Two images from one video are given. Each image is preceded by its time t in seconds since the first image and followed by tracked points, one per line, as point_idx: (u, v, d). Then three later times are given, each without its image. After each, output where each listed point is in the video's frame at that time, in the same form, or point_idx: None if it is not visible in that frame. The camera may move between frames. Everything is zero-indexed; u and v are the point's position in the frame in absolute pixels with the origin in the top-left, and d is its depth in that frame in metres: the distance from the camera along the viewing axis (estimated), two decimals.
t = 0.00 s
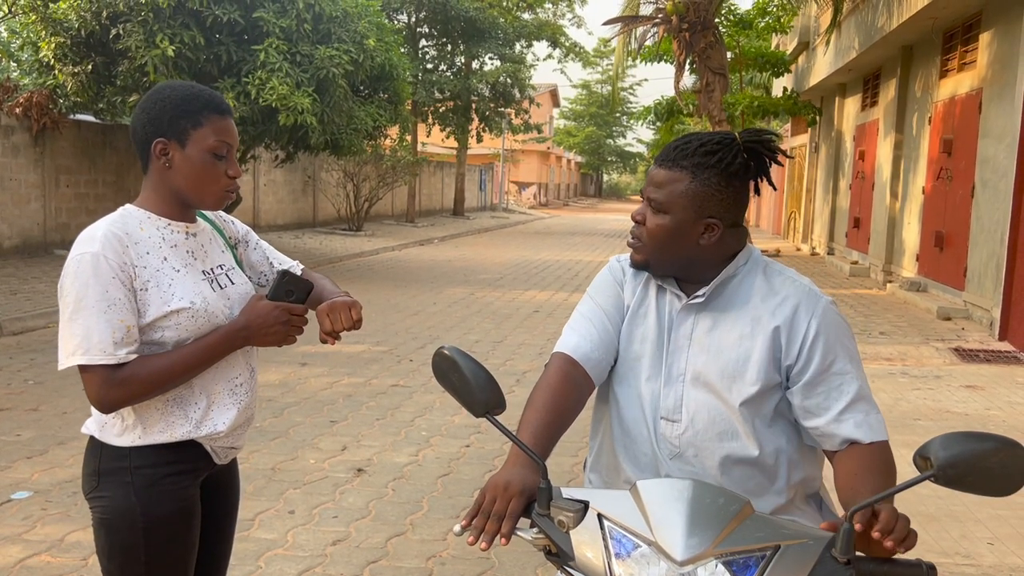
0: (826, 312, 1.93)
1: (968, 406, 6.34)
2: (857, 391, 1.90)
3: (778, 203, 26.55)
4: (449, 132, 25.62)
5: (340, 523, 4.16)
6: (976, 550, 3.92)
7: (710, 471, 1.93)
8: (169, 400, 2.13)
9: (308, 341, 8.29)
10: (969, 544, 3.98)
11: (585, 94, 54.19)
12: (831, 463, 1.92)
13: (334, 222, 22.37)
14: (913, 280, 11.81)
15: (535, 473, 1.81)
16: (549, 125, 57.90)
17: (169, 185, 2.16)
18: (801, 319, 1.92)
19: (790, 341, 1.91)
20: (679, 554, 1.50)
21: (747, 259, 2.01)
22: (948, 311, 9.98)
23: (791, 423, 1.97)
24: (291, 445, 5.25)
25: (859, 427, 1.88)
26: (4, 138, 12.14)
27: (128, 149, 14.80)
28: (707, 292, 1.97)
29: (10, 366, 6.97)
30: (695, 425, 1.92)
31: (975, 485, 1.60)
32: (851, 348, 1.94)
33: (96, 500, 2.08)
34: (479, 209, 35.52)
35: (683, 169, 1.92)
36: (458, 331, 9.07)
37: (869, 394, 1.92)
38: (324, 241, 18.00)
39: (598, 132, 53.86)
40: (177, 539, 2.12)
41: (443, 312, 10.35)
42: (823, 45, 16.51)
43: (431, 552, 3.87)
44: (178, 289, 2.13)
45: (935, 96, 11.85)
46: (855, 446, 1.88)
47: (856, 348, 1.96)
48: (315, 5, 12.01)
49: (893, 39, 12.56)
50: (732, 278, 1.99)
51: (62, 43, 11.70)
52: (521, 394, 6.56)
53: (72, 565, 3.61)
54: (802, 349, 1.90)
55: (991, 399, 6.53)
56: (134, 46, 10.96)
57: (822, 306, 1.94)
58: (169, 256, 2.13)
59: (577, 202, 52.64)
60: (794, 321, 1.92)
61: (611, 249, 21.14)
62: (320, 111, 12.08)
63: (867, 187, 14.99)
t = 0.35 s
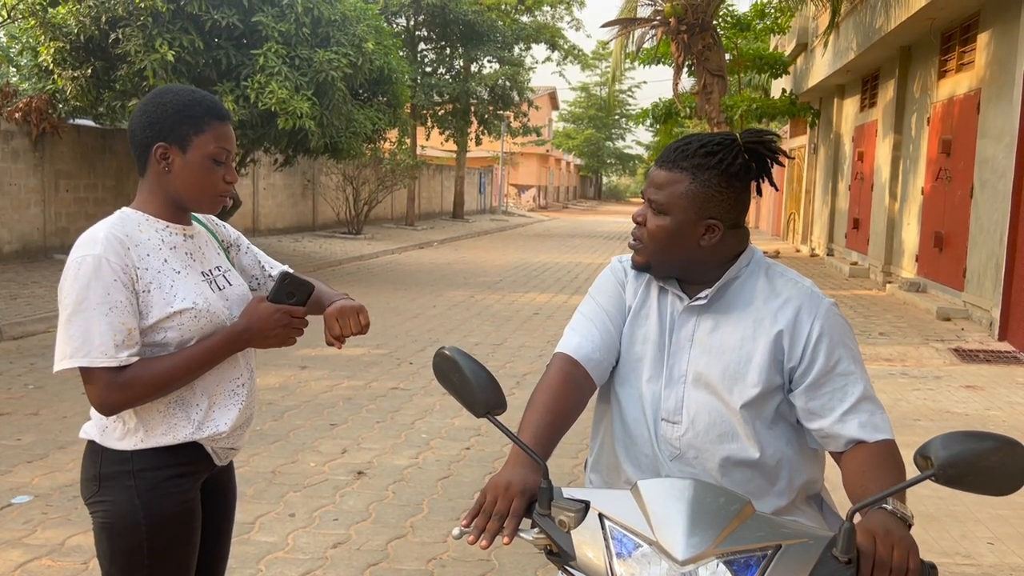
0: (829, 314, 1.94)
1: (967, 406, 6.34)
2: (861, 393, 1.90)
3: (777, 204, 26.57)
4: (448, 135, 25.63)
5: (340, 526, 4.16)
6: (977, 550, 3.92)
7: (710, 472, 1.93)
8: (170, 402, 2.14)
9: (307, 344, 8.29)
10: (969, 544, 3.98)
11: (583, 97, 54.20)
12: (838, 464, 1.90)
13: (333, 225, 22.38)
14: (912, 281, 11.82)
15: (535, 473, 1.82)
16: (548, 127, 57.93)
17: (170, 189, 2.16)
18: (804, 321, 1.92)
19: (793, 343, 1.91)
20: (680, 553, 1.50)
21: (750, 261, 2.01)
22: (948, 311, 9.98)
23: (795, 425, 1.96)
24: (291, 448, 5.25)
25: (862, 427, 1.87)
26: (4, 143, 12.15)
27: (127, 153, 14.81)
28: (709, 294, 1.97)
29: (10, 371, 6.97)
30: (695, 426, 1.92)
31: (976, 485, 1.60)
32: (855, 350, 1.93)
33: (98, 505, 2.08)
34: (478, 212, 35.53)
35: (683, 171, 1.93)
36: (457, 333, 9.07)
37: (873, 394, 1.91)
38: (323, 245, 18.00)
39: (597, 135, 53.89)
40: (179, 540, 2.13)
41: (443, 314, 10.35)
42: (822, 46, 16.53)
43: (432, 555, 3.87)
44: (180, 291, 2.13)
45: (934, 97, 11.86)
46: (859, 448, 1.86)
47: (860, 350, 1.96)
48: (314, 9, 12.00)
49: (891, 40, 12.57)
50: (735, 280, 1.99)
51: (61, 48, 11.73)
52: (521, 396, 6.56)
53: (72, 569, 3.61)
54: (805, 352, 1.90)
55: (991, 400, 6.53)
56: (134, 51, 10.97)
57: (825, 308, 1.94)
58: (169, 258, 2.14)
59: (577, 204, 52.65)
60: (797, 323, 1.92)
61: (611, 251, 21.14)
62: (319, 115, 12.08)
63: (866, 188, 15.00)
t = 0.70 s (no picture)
0: (831, 314, 1.94)
1: (967, 405, 6.34)
2: (863, 392, 1.90)
3: (777, 204, 26.57)
4: (447, 137, 25.64)
5: (340, 528, 4.16)
6: (978, 549, 3.92)
7: (710, 472, 1.94)
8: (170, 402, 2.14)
9: (308, 347, 8.30)
10: (969, 543, 3.98)
11: (583, 98, 54.20)
12: (840, 463, 1.91)
13: (333, 228, 22.38)
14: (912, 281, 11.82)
15: (536, 472, 1.82)
16: (547, 129, 57.94)
17: (161, 188, 2.17)
18: (806, 320, 1.92)
19: (795, 343, 1.92)
20: (680, 553, 1.51)
21: (751, 260, 2.02)
22: (947, 311, 9.99)
23: (796, 423, 1.97)
24: (292, 451, 5.25)
25: (864, 426, 1.87)
26: (3, 148, 12.16)
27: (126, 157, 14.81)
28: (710, 294, 1.97)
29: (10, 375, 6.97)
30: (697, 426, 1.93)
31: (974, 484, 1.60)
32: (857, 348, 1.94)
33: (95, 508, 2.09)
34: (478, 214, 35.54)
35: (679, 172, 1.93)
36: (458, 335, 9.07)
37: (875, 392, 1.92)
38: (323, 247, 18.00)
39: (597, 136, 53.90)
40: (177, 543, 2.14)
41: (443, 316, 10.35)
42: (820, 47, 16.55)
43: (432, 556, 3.87)
44: (180, 292, 2.14)
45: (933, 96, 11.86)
46: (862, 446, 1.87)
47: (861, 349, 1.96)
48: (313, 13, 11.99)
49: (889, 40, 12.57)
50: (736, 279, 1.99)
51: (60, 52, 11.75)
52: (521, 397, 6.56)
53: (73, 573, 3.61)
54: (807, 351, 1.91)
55: (991, 399, 6.53)
56: (133, 54, 10.98)
57: (827, 306, 1.94)
58: (169, 258, 2.14)
59: (577, 206, 52.66)
60: (799, 323, 1.92)
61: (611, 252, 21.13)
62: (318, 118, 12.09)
63: (866, 189, 15.02)
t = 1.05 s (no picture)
0: (833, 312, 1.94)
1: (969, 404, 6.34)
2: (866, 391, 1.90)
3: (777, 204, 26.58)
4: (447, 138, 25.64)
5: (342, 529, 4.16)
6: (979, 548, 3.91)
7: (712, 472, 1.93)
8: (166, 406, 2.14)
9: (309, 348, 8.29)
10: (971, 542, 3.98)
11: (583, 98, 54.20)
12: (841, 462, 1.91)
13: (333, 229, 22.39)
14: (913, 280, 11.81)
15: (537, 472, 1.83)
16: (547, 130, 57.97)
17: (161, 190, 2.17)
18: (808, 319, 1.92)
19: (798, 341, 1.92)
20: (682, 552, 1.50)
21: (752, 259, 2.02)
22: (948, 311, 9.97)
23: (798, 423, 1.97)
24: (293, 452, 5.26)
25: (866, 425, 1.87)
26: (4, 150, 12.17)
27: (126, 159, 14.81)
28: (712, 293, 1.97)
29: (12, 377, 6.98)
30: (698, 425, 1.93)
31: (976, 482, 1.60)
32: (858, 346, 1.94)
33: (93, 507, 2.09)
34: (479, 215, 35.54)
35: (680, 170, 1.93)
36: (458, 336, 9.07)
37: (877, 390, 1.91)
38: (324, 249, 18.01)
39: (596, 137, 53.94)
40: (175, 545, 2.13)
41: (444, 317, 10.35)
42: (820, 46, 16.56)
43: (434, 557, 3.87)
44: (178, 296, 2.13)
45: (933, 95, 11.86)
46: (864, 445, 1.87)
47: (864, 347, 1.96)
48: (313, 14, 12.00)
49: (889, 39, 12.57)
50: (738, 278, 1.99)
51: (60, 54, 11.77)
52: (523, 398, 6.56)
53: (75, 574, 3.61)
54: (810, 349, 1.91)
55: (993, 398, 6.53)
56: (133, 56, 10.99)
57: (829, 305, 1.94)
58: (169, 262, 2.14)
59: (578, 206, 52.64)
60: (801, 322, 1.92)
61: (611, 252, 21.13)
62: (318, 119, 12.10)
63: (866, 188, 15.02)
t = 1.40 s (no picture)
0: (833, 311, 1.94)
1: (968, 402, 6.35)
2: (867, 389, 1.91)
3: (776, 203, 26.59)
4: (446, 138, 25.65)
5: (342, 528, 4.16)
6: (979, 545, 3.92)
7: (713, 469, 1.94)
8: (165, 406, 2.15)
9: (308, 348, 8.29)
10: (971, 540, 3.98)
11: (581, 98, 54.21)
12: (841, 460, 1.92)
13: (332, 229, 22.39)
14: (912, 279, 11.82)
15: (538, 471, 1.83)
16: (546, 129, 57.98)
17: (168, 189, 2.18)
18: (810, 317, 1.93)
19: (799, 339, 1.92)
20: (684, 549, 1.51)
21: (754, 257, 2.02)
22: (947, 309, 9.98)
23: (798, 421, 1.97)
24: (293, 452, 5.26)
25: (867, 423, 1.87)
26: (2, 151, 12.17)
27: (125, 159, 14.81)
28: (714, 291, 1.98)
29: (11, 378, 6.98)
30: (698, 423, 1.93)
31: (977, 478, 1.61)
32: (859, 344, 1.94)
33: (93, 504, 2.10)
34: (477, 215, 35.55)
35: (679, 169, 1.94)
36: (457, 336, 9.07)
37: (877, 389, 1.92)
38: (323, 249, 18.01)
39: (594, 137, 53.95)
40: (172, 545, 2.13)
41: (443, 317, 10.35)
42: (818, 45, 16.58)
43: (434, 556, 3.88)
44: (183, 299, 2.14)
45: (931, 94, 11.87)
46: (864, 443, 1.87)
47: (864, 345, 1.97)
48: (311, 14, 11.98)
49: (887, 38, 12.57)
50: (739, 277, 2.00)
51: (58, 55, 11.77)
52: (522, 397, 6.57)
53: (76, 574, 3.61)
54: (810, 347, 1.91)
55: (991, 396, 6.54)
56: (131, 57, 10.99)
57: (829, 303, 1.95)
58: (175, 265, 2.14)
59: (577, 206, 52.62)
60: (802, 320, 1.93)
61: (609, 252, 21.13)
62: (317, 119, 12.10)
63: (864, 187, 15.04)
